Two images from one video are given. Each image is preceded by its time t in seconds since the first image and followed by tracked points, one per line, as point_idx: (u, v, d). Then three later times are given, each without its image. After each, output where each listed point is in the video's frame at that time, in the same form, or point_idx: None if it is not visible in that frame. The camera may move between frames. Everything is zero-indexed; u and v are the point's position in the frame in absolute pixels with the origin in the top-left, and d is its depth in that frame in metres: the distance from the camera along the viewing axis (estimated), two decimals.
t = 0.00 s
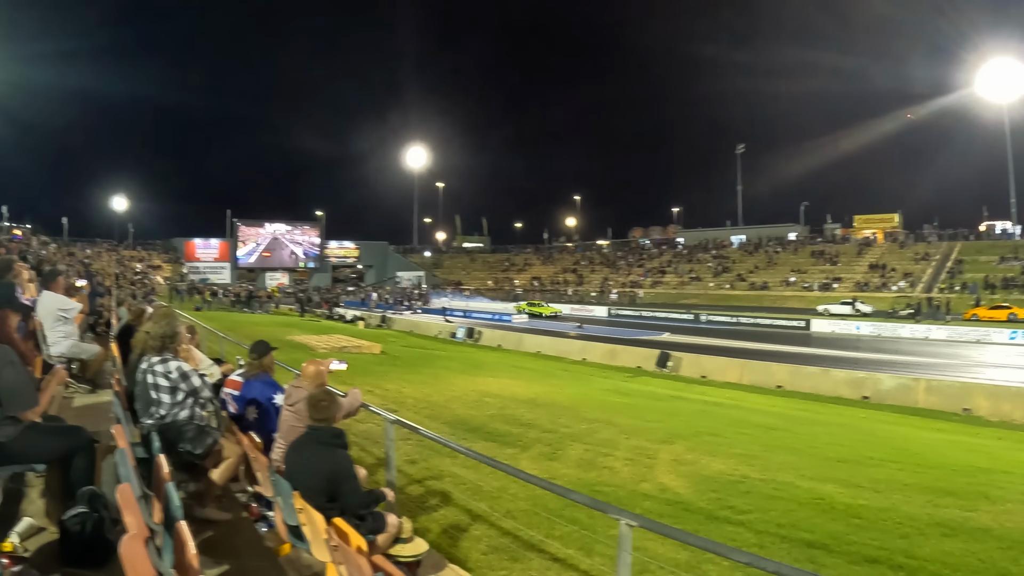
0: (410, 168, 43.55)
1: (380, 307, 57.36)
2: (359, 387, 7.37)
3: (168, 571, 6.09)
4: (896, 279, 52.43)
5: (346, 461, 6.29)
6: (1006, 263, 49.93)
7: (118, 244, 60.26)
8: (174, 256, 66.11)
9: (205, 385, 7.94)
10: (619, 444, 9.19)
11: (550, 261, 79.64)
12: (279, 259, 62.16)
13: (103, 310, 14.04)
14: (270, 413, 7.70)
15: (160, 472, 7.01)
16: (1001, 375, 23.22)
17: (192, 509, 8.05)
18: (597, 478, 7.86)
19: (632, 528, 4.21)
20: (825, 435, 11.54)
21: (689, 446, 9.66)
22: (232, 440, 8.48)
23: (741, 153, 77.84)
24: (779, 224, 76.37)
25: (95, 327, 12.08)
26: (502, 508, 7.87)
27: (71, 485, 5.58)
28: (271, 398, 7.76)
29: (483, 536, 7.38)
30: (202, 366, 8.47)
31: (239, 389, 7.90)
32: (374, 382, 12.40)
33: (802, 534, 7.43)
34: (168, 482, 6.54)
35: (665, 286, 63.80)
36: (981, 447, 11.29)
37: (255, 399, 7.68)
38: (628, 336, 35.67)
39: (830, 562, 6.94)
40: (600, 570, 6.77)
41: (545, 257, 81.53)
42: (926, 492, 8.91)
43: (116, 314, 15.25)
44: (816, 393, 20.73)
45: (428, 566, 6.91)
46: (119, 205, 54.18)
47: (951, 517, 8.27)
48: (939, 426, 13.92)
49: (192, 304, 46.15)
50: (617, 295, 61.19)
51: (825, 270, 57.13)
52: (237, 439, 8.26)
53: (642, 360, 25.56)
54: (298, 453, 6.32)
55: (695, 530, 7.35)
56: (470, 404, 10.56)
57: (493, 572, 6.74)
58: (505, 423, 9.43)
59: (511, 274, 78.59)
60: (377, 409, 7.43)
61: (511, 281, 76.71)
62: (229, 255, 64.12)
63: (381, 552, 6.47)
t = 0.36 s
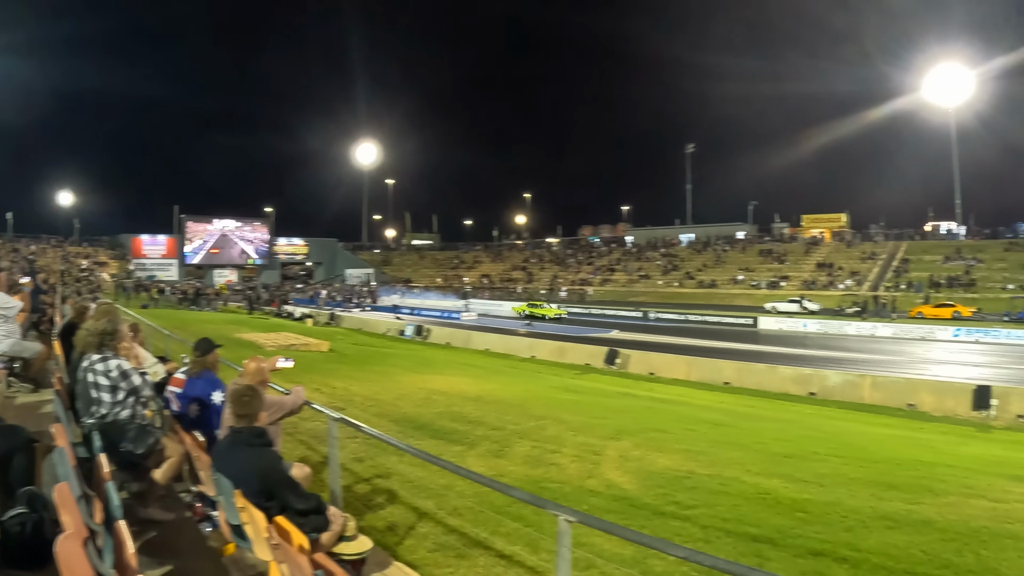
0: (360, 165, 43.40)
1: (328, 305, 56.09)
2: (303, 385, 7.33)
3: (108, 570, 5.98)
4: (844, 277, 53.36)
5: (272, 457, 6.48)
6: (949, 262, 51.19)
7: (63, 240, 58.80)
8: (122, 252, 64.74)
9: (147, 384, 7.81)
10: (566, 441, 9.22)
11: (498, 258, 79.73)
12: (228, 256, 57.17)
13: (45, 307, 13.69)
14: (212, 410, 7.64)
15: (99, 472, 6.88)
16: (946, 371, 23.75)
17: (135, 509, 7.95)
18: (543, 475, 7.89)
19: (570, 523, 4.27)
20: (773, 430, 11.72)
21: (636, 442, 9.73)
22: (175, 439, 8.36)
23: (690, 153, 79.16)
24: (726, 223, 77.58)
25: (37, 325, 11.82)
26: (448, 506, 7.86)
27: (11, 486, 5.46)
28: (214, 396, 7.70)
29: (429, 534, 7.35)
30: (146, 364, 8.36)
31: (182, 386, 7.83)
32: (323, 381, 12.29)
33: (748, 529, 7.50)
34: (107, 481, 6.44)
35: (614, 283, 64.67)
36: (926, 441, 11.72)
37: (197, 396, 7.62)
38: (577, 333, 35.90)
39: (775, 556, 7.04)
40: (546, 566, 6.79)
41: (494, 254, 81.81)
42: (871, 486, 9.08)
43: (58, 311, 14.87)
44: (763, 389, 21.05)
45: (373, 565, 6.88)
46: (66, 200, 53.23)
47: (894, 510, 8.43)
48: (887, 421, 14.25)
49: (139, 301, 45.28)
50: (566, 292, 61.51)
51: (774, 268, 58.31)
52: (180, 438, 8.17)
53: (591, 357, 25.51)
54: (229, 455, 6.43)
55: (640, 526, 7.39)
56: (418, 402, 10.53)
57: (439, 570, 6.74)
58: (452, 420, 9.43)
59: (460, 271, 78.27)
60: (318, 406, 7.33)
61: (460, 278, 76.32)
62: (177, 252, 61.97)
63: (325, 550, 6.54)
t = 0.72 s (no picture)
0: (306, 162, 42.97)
1: (273, 303, 55.59)
2: (242, 383, 7.37)
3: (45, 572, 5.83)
4: (788, 273, 54.33)
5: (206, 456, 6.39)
6: (891, 260, 52.26)
7: None
8: (63, 251, 63.18)
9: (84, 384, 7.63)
10: (510, 438, 9.26)
11: (444, 255, 80.10)
12: (170, 254, 54.36)
13: None
14: (150, 410, 7.59)
15: (37, 473, 6.78)
16: (898, 366, 24.14)
17: (74, 511, 7.86)
18: (486, 472, 7.93)
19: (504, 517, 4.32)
20: (717, 424, 11.91)
21: (580, 438, 9.79)
22: (113, 440, 8.27)
23: (635, 152, 80.28)
24: (672, 220, 78.59)
25: None
26: (392, 504, 7.86)
27: None
28: (152, 395, 7.65)
29: (373, 531, 7.33)
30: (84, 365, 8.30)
31: (121, 387, 7.77)
32: (267, 380, 12.19)
33: (690, 522, 7.58)
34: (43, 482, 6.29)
35: (559, 281, 64.79)
36: (868, 434, 12.17)
37: (136, 396, 7.56)
38: (522, 330, 35.98)
39: (717, 548, 7.15)
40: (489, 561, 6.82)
41: (440, 251, 81.93)
42: (814, 479, 9.25)
43: None
44: (708, 385, 21.34)
45: (314, 563, 6.83)
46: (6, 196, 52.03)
47: (835, 502, 8.58)
48: (830, 414, 14.65)
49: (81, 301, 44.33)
50: (512, 290, 61.40)
51: (718, 265, 59.32)
52: (119, 438, 8.11)
53: (536, 354, 25.48)
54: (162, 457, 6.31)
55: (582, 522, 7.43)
56: (362, 400, 10.52)
57: (382, 567, 6.72)
58: (396, 418, 9.45)
59: (405, 268, 77.74)
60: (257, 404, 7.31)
61: (405, 275, 75.76)
62: (119, 249, 61.06)
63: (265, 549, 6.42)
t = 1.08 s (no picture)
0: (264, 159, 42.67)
1: (231, 301, 55.11)
2: (195, 382, 7.37)
3: None
4: (744, 271, 55.50)
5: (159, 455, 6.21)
6: (846, 257, 54.30)
7: None
8: (16, 250, 61.56)
9: (33, 385, 7.37)
10: (466, 435, 9.32)
11: (401, 253, 80.34)
12: (126, 253, 51.67)
13: None
14: (102, 409, 7.58)
15: None
16: (852, 362, 24.64)
17: (26, 512, 7.77)
18: (442, 469, 7.98)
19: (450, 513, 4.30)
20: (672, 420, 12.06)
21: (536, 434, 9.86)
22: (64, 441, 8.26)
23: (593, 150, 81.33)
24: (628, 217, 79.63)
25: None
26: (346, 502, 7.87)
27: None
28: (103, 394, 7.66)
29: (328, 530, 7.33)
30: (36, 365, 8.32)
31: (71, 387, 7.80)
32: (220, 380, 12.09)
33: (644, 517, 7.66)
34: None
35: (517, 278, 64.84)
36: (822, 429, 12.46)
37: (86, 396, 7.54)
38: (478, 329, 36.05)
39: (670, 542, 7.23)
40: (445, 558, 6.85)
41: (397, 249, 82.11)
42: (768, 473, 9.39)
43: None
44: (663, 380, 21.61)
45: (268, 562, 6.78)
46: None
47: (788, 495, 8.71)
48: (784, 410, 14.92)
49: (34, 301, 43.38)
50: (468, 287, 60.45)
51: (675, 263, 60.31)
52: (71, 438, 8.10)
53: (492, 352, 25.34)
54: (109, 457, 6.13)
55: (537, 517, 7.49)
56: (318, 398, 10.52)
57: (336, 566, 6.71)
58: (351, 416, 9.48)
59: (362, 266, 77.53)
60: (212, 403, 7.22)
61: (363, 274, 75.61)
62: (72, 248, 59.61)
63: (217, 549, 6.31)
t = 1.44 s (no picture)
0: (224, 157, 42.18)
1: (190, 301, 54.53)
2: (151, 383, 7.38)
3: None
4: (705, 267, 56.17)
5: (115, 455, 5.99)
6: (806, 253, 55.73)
7: None
8: None
9: None
10: (426, 433, 9.38)
11: (362, 252, 80.28)
12: (84, 253, 50.32)
13: None
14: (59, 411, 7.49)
15: None
16: (814, 356, 25.01)
17: None
18: (403, 467, 8.04)
19: (402, 509, 4.28)
20: (633, 416, 12.17)
21: (496, 432, 9.92)
22: (21, 444, 8.20)
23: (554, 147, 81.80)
24: (590, 215, 80.26)
25: None
26: (307, 502, 7.89)
27: None
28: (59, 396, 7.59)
29: (288, 530, 7.31)
30: None
31: (27, 389, 7.75)
32: (180, 381, 12.03)
33: (604, 512, 7.73)
34: None
35: (478, 276, 64.77)
36: (782, 422, 12.66)
37: (43, 398, 7.48)
38: (440, 327, 36.00)
39: (630, 535, 7.30)
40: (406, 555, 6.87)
41: (359, 248, 81.98)
42: (727, 467, 9.52)
43: None
44: (624, 375, 21.76)
45: (229, 563, 6.69)
46: None
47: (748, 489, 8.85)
48: (743, 404, 15.11)
49: None
50: (429, 286, 59.82)
51: (636, 259, 61.00)
52: (28, 441, 8.04)
53: (453, 350, 25.34)
54: (63, 460, 5.89)
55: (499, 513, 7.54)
56: (279, 399, 10.54)
57: (296, 565, 6.66)
58: (312, 416, 9.53)
59: (324, 266, 77.20)
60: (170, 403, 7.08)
61: (324, 273, 75.17)
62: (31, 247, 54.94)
63: (175, 551, 6.08)
